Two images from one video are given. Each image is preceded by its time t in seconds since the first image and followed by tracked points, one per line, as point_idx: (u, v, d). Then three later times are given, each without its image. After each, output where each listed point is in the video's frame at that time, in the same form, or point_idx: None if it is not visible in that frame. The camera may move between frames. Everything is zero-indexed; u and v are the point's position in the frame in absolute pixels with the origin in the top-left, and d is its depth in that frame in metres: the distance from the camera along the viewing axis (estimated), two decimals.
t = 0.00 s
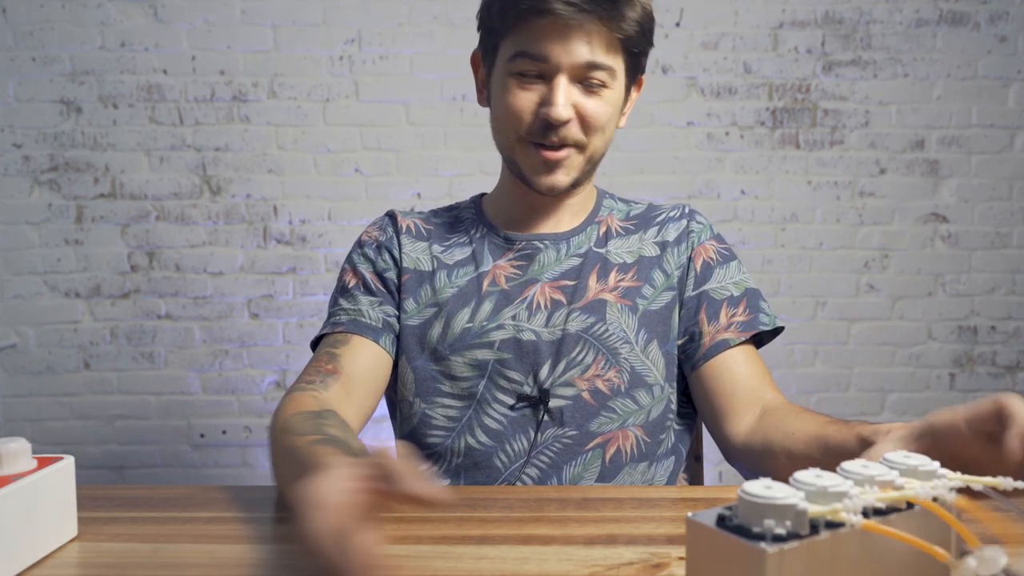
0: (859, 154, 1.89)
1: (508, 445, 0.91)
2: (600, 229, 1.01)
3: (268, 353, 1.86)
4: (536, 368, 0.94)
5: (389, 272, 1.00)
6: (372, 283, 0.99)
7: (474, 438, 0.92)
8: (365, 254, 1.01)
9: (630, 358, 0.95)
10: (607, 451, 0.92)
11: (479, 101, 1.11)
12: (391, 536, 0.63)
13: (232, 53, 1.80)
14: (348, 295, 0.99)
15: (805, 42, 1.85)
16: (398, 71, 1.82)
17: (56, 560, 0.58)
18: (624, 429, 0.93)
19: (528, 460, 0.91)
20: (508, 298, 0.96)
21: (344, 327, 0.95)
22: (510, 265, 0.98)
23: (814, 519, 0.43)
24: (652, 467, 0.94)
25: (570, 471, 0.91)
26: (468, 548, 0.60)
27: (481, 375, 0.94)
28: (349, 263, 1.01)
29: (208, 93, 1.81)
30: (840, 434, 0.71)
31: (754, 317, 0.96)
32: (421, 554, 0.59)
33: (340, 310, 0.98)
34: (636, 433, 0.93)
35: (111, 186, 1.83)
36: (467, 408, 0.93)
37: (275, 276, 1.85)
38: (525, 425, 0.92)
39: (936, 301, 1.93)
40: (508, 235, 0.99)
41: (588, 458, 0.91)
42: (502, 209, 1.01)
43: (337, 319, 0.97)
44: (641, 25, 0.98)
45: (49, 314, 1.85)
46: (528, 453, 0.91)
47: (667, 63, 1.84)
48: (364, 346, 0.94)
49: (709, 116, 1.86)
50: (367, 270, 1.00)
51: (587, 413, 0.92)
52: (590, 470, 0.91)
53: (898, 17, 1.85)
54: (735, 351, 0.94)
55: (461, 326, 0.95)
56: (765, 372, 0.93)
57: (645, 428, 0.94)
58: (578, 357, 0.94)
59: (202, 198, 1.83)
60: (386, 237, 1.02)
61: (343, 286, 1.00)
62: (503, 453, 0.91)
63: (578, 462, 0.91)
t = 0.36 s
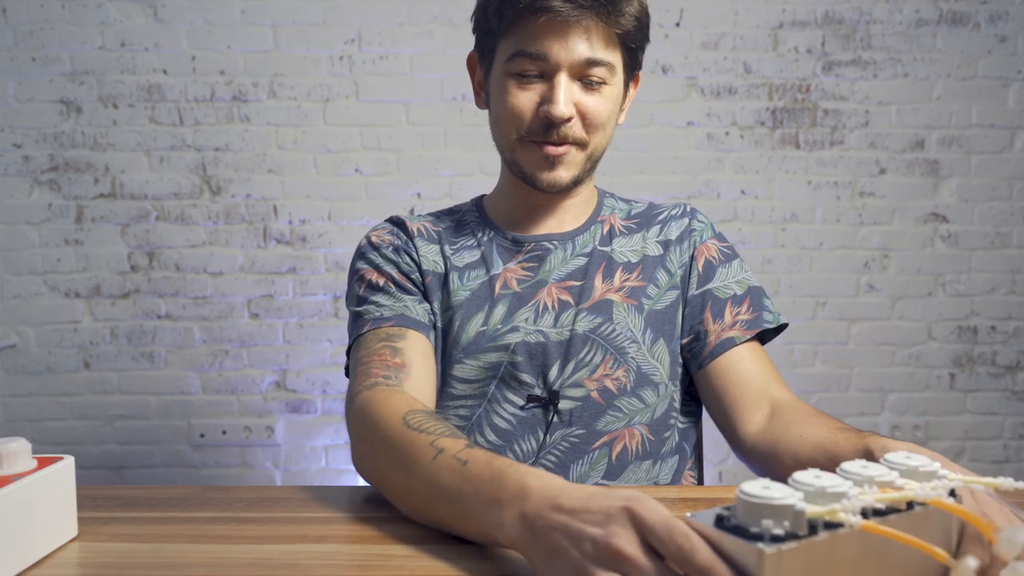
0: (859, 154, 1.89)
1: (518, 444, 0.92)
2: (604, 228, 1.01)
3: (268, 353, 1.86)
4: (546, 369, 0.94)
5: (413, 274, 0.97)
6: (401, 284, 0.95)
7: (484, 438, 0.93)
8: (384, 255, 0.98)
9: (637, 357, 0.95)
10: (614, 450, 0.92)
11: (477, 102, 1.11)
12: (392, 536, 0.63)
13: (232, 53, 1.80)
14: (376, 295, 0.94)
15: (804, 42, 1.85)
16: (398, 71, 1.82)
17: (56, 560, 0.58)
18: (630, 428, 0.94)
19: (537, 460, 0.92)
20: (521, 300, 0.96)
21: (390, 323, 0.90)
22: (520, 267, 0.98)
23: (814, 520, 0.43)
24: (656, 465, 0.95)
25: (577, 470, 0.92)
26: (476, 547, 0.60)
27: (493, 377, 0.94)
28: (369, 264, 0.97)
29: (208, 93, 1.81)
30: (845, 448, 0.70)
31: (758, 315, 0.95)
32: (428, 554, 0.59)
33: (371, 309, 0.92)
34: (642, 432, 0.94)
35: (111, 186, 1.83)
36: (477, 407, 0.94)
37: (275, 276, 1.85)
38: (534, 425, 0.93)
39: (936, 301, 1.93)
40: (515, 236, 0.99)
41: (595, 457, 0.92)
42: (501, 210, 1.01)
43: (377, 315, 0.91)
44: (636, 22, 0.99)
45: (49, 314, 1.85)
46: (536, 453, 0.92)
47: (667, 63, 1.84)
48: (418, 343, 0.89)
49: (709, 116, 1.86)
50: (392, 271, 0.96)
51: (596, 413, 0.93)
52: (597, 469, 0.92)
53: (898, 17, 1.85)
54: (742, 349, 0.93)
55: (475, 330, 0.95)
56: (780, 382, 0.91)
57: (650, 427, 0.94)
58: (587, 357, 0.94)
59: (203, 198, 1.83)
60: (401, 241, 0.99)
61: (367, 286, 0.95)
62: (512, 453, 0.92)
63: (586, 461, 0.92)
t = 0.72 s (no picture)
0: (859, 154, 1.89)
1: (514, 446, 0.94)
2: (604, 229, 1.03)
3: (268, 353, 1.86)
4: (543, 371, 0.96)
5: (396, 274, 1.01)
6: (382, 285, 0.99)
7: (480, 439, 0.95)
8: (372, 254, 1.02)
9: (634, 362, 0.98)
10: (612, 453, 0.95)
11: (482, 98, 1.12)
12: (389, 536, 0.63)
13: (232, 53, 1.80)
14: (358, 295, 0.98)
15: (804, 42, 1.85)
16: (398, 71, 1.82)
17: (56, 560, 0.58)
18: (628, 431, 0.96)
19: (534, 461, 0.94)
20: (515, 302, 0.98)
21: (356, 326, 0.93)
22: (516, 267, 1.00)
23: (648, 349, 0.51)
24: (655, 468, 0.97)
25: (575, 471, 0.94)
26: (472, 548, 0.60)
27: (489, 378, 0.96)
28: (356, 262, 1.01)
29: (208, 93, 1.81)
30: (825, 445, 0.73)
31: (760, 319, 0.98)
32: (425, 554, 0.59)
33: (349, 310, 0.97)
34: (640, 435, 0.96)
35: (111, 186, 1.83)
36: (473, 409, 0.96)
37: (275, 276, 1.85)
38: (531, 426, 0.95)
39: (936, 301, 1.93)
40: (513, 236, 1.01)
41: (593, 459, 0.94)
42: (502, 210, 1.03)
43: (348, 317, 0.95)
44: (642, 20, 0.99)
45: (49, 314, 1.85)
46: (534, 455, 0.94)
47: (667, 63, 1.84)
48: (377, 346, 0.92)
49: (709, 116, 1.86)
50: (375, 271, 1.00)
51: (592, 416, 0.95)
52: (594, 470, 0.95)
53: (898, 17, 1.85)
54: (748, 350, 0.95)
55: (468, 329, 0.97)
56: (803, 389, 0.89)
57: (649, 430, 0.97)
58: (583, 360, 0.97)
59: (202, 198, 1.83)
60: (392, 239, 1.03)
61: (351, 286, 1.00)
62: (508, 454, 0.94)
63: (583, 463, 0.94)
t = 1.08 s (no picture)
0: (859, 154, 1.89)
1: (510, 451, 0.97)
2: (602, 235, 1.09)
3: (268, 352, 1.86)
4: (537, 379, 0.99)
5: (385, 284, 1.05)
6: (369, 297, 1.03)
7: (477, 444, 0.97)
8: (362, 266, 1.06)
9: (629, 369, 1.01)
10: (608, 457, 0.96)
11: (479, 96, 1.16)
12: (388, 536, 0.63)
13: (232, 53, 1.80)
14: (345, 310, 1.02)
15: (805, 41, 1.85)
16: (399, 71, 1.82)
17: (56, 560, 0.58)
18: (624, 437, 0.98)
19: (530, 466, 0.96)
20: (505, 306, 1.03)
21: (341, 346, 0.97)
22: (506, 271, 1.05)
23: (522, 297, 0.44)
24: (653, 474, 0.98)
25: (571, 476, 0.96)
26: (469, 548, 0.60)
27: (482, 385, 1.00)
28: (346, 275, 1.06)
29: (208, 93, 1.81)
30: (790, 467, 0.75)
31: (747, 329, 0.97)
32: (423, 553, 0.59)
33: (337, 326, 1.00)
34: (636, 441, 0.97)
35: (111, 186, 1.83)
36: (469, 415, 0.98)
37: (275, 276, 1.85)
38: (527, 433, 0.97)
39: (936, 301, 1.93)
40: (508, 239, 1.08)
41: (590, 463, 0.96)
42: (502, 209, 1.10)
43: (335, 336, 0.98)
44: (633, 22, 1.03)
45: (48, 314, 1.85)
46: (530, 459, 0.96)
47: (667, 63, 1.84)
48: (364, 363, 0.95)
49: (709, 116, 1.86)
50: (364, 283, 1.04)
51: (586, 421, 0.98)
52: (591, 475, 0.96)
53: (898, 16, 1.85)
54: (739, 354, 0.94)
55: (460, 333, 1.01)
56: (806, 425, 0.86)
57: (645, 436, 0.98)
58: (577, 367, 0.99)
59: (202, 198, 1.83)
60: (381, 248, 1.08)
61: (339, 300, 1.03)
62: (504, 459, 0.96)
63: (580, 467, 0.96)
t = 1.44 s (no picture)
0: (860, 154, 1.88)
1: (511, 452, 0.96)
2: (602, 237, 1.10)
3: (268, 353, 1.85)
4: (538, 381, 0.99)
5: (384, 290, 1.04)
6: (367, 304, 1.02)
7: (478, 446, 0.96)
8: (359, 272, 1.05)
9: (630, 372, 1.01)
10: (610, 457, 0.96)
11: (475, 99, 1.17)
12: (387, 537, 0.62)
13: (231, 52, 1.80)
14: (343, 317, 1.01)
15: (805, 41, 1.85)
16: (398, 71, 1.81)
17: (55, 561, 0.58)
18: (624, 438, 0.98)
19: (532, 467, 0.96)
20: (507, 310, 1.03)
21: (341, 352, 0.97)
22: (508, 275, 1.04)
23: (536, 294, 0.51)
24: (654, 475, 0.97)
25: (573, 476, 0.95)
26: (469, 548, 0.59)
27: (483, 389, 0.99)
28: (343, 281, 1.05)
29: (207, 93, 1.80)
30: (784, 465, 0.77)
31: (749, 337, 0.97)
32: (425, 554, 0.58)
33: (336, 333, 1.00)
34: (637, 442, 0.97)
35: (110, 185, 1.82)
36: (470, 417, 0.98)
37: (274, 276, 1.84)
38: (527, 434, 0.97)
39: (938, 301, 1.92)
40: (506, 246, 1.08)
41: (591, 464, 0.96)
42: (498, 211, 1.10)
43: (334, 342, 0.98)
44: (632, 24, 1.05)
45: (47, 314, 1.84)
46: (531, 461, 0.96)
47: (668, 62, 1.84)
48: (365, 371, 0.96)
49: (709, 116, 1.85)
50: (362, 290, 1.03)
51: (587, 423, 0.98)
52: (593, 476, 0.95)
53: (899, 16, 1.85)
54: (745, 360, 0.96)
55: (460, 339, 1.01)
56: (808, 429, 0.89)
57: (645, 438, 0.98)
58: (577, 370, 1.00)
59: (202, 198, 1.83)
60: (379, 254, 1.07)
61: (337, 306, 1.02)
62: (505, 461, 0.96)
63: (581, 468, 0.95)
